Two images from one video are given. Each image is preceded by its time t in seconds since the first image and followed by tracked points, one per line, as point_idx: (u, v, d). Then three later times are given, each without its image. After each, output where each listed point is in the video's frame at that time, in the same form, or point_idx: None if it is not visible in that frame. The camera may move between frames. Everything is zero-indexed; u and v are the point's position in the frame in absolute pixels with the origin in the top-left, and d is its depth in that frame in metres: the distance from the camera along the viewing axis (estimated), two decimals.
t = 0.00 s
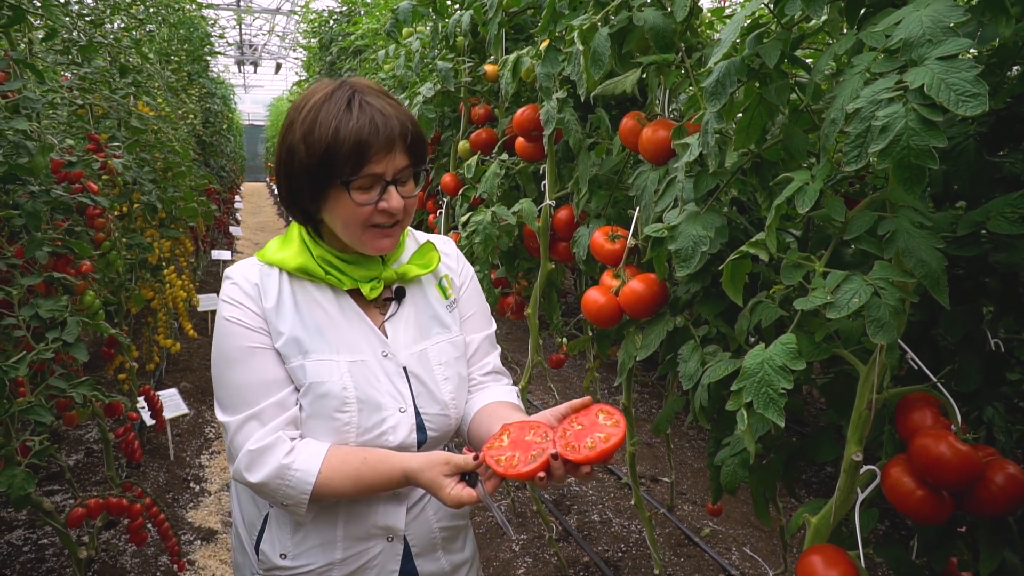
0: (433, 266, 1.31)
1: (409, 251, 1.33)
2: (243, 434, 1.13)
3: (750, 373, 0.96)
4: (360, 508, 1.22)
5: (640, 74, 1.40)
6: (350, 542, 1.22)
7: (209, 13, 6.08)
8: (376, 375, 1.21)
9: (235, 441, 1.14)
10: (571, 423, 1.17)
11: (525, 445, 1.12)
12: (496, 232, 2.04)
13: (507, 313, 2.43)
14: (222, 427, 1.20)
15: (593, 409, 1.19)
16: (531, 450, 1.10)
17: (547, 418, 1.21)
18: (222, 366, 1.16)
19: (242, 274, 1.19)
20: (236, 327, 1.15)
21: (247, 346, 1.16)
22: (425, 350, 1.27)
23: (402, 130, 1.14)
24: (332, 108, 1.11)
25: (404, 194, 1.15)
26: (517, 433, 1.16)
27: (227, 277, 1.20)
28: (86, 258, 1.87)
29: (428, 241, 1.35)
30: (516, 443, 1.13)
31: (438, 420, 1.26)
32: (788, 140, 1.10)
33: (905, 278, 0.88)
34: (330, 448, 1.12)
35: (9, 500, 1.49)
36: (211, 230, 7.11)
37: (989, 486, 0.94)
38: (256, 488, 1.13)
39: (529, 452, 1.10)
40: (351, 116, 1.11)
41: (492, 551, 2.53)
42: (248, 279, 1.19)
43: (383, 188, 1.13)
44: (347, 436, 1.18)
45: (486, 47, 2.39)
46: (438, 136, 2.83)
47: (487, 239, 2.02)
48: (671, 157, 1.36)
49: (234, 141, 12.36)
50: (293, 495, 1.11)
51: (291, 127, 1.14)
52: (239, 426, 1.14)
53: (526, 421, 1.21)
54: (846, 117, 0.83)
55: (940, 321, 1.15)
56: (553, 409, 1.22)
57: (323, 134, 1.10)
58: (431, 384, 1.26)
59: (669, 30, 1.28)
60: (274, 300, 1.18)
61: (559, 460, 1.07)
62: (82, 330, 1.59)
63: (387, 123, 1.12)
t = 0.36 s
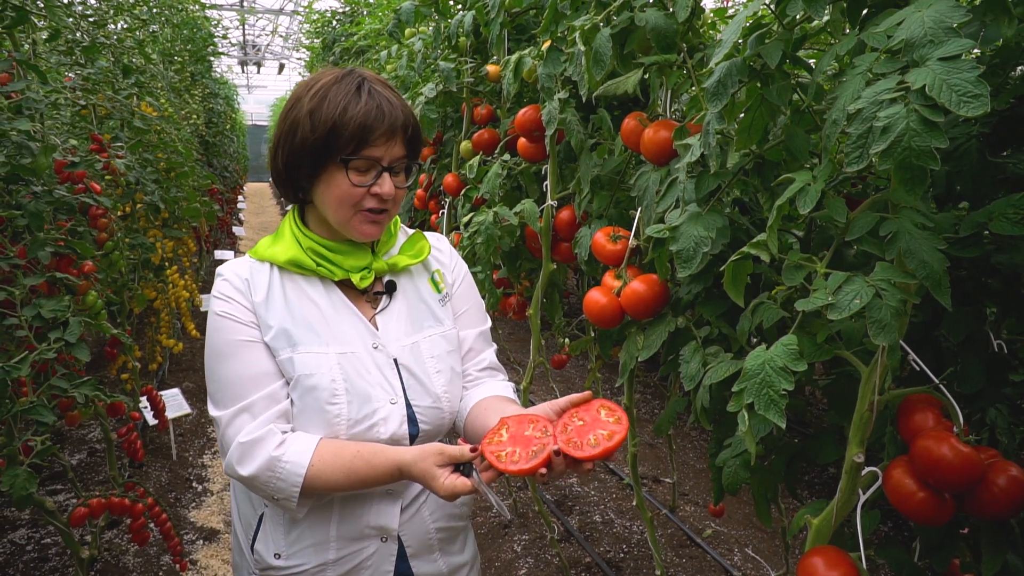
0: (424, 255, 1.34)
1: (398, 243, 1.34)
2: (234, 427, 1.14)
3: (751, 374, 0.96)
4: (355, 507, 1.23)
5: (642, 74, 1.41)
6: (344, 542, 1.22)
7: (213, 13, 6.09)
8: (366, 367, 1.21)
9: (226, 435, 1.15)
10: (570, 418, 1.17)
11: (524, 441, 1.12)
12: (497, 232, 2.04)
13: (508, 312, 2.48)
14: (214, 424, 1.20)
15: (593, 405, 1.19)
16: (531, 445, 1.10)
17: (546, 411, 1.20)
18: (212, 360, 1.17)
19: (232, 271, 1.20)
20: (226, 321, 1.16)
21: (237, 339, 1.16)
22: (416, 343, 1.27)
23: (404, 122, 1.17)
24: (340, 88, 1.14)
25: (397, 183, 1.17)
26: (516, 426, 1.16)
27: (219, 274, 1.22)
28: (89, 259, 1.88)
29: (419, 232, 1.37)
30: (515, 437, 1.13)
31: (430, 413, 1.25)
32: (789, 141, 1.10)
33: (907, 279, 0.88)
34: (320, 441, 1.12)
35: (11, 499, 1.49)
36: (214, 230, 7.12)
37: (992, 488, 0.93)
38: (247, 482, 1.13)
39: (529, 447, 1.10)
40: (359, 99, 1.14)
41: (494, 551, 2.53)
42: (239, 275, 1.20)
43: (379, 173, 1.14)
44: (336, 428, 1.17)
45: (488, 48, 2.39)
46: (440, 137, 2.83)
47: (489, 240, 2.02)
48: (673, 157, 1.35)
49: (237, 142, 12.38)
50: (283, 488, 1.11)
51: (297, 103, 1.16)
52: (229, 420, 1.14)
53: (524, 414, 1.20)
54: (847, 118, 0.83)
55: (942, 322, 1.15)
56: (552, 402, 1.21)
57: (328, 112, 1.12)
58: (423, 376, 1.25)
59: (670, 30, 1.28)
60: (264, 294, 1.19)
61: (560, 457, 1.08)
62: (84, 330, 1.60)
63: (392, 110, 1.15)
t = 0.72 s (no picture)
0: (424, 258, 1.33)
1: (399, 244, 1.33)
2: (232, 418, 1.13)
3: (749, 375, 0.95)
4: (347, 505, 1.22)
5: (642, 74, 1.40)
6: (335, 540, 1.22)
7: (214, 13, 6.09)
8: (364, 364, 1.21)
9: (224, 426, 1.14)
10: (560, 404, 1.16)
11: (515, 433, 1.11)
12: (497, 231, 2.04)
13: (508, 312, 2.49)
14: (212, 414, 1.20)
15: (581, 391, 1.18)
16: (522, 436, 1.10)
17: (535, 400, 1.20)
18: (212, 352, 1.16)
19: (235, 264, 1.20)
20: (226, 314, 1.16)
21: (237, 332, 1.16)
22: (414, 341, 1.27)
23: (378, 120, 1.14)
24: (309, 95, 1.12)
25: (382, 182, 1.16)
26: (506, 419, 1.16)
27: (221, 268, 1.22)
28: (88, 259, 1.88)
29: (420, 234, 1.36)
30: (506, 429, 1.12)
31: (426, 410, 1.25)
32: (789, 141, 1.10)
33: (906, 280, 0.88)
34: (317, 435, 1.12)
35: (7, 500, 1.49)
36: (216, 230, 7.12)
37: (992, 490, 0.93)
38: (242, 473, 1.13)
39: (521, 438, 1.09)
40: (327, 104, 1.12)
41: (494, 551, 2.52)
42: (241, 268, 1.20)
43: (360, 175, 1.13)
44: (332, 423, 1.17)
45: (488, 47, 2.39)
46: (441, 136, 2.82)
47: (488, 240, 2.02)
48: (672, 157, 1.35)
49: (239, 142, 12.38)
50: (278, 480, 1.11)
51: (272, 115, 1.15)
52: (227, 411, 1.14)
53: (514, 406, 1.20)
54: (847, 117, 0.82)
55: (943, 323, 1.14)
56: (540, 390, 1.21)
57: (299, 122, 1.11)
58: (420, 374, 1.25)
59: (670, 29, 1.28)
60: (265, 288, 1.19)
61: (552, 445, 1.08)
62: (82, 330, 1.60)
63: (361, 110, 1.12)
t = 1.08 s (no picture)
0: (424, 258, 1.33)
1: (399, 244, 1.33)
2: (232, 417, 1.14)
3: (747, 377, 0.95)
4: (344, 504, 1.22)
5: (641, 74, 1.40)
6: (332, 538, 1.22)
7: (217, 14, 6.09)
8: (363, 364, 1.21)
9: (224, 424, 1.15)
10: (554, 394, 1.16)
11: (511, 426, 1.12)
12: (497, 232, 2.04)
13: (510, 312, 2.48)
14: (213, 412, 1.20)
15: (574, 379, 1.18)
16: (517, 428, 1.10)
17: (530, 394, 1.20)
18: (212, 351, 1.17)
19: (236, 264, 1.21)
20: (226, 313, 1.16)
21: (237, 331, 1.16)
22: (414, 340, 1.27)
23: (364, 124, 1.13)
24: (294, 104, 1.12)
25: (374, 186, 1.16)
26: (502, 414, 1.16)
27: (223, 267, 1.22)
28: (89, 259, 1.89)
29: (420, 235, 1.36)
30: (502, 425, 1.13)
31: (425, 410, 1.25)
32: (788, 141, 1.10)
33: (904, 281, 0.87)
34: (315, 433, 1.12)
35: (7, 499, 1.50)
36: (219, 230, 7.13)
37: (992, 492, 0.92)
38: (241, 471, 1.13)
39: (517, 430, 1.10)
40: (312, 112, 1.11)
41: (495, 551, 2.52)
42: (241, 268, 1.21)
43: (351, 181, 1.13)
44: (332, 422, 1.17)
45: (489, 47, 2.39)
46: (442, 137, 2.82)
47: (489, 240, 2.02)
48: (671, 157, 1.35)
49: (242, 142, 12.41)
50: (276, 479, 1.11)
51: (261, 127, 1.16)
52: (227, 409, 1.14)
53: (509, 400, 1.20)
54: (844, 118, 0.82)
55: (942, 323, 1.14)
56: (534, 383, 1.21)
57: (286, 132, 1.11)
58: (419, 374, 1.25)
59: (669, 29, 1.27)
60: (265, 288, 1.19)
61: (548, 433, 1.07)
62: (81, 330, 1.60)
63: (345, 116, 1.11)
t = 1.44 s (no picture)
0: (424, 258, 1.33)
1: (400, 244, 1.34)
2: (232, 414, 1.14)
3: (744, 377, 0.95)
4: (344, 502, 1.23)
5: (639, 74, 1.39)
6: (331, 536, 1.22)
7: (219, 14, 6.10)
8: (363, 362, 1.22)
9: (224, 421, 1.15)
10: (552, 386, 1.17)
11: (508, 414, 1.11)
12: (498, 232, 2.04)
13: (511, 312, 2.48)
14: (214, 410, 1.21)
15: (573, 371, 1.20)
16: (513, 415, 1.10)
17: (531, 389, 1.20)
18: (214, 349, 1.17)
19: (238, 262, 1.22)
20: (228, 311, 1.17)
21: (239, 329, 1.17)
22: (413, 339, 1.27)
23: (355, 127, 1.13)
24: (285, 112, 1.13)
25: (370, 187, 1.16)
26: (501, 406, 1.16)
27: (225, 266, 1.23)
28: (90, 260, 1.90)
29: (421, 234, 1.37)
30: (499, 414, 1.13)
31: (424, 409, 1.26)
32: (786, 142, 1.10)
33: (901, 281, 0.88)
34: (315, 431, 1.12)
35: (8, 498, 1.50)
36: (222, 230, 7.15)
37: (989, 492, 0.92)
38: (242, 468, 1.14)
39: (513, 417, 1.09)
40: (303, 120, 1.11)
41: (495, 551, 2.53)
42: (244, 266, 1.21)
43: (347, 184, 1.14)
44: (331, 420, 1.18)
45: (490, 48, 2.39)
46: (443, 137, 2.83)
47: (489, 240, 2.02)
48: (671, 158, 1.35)
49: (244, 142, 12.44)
50: (275, 475, 1.11)
51: (255, 137, 1.17)
52: (228, 406, 1.15)
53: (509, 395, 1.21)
54: (841, 118, 0.82)
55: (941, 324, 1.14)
56: (534, 378, 1.22)
57: (278, 140, 1.12)
58: (418, 373, 1.26)
59: (668, 29, 1.27)
60: (267, 286, 1.20)
61: (544, 417, 1.07)
62: (82, 330, 1.60)
63: (335, 121, 1.11)
